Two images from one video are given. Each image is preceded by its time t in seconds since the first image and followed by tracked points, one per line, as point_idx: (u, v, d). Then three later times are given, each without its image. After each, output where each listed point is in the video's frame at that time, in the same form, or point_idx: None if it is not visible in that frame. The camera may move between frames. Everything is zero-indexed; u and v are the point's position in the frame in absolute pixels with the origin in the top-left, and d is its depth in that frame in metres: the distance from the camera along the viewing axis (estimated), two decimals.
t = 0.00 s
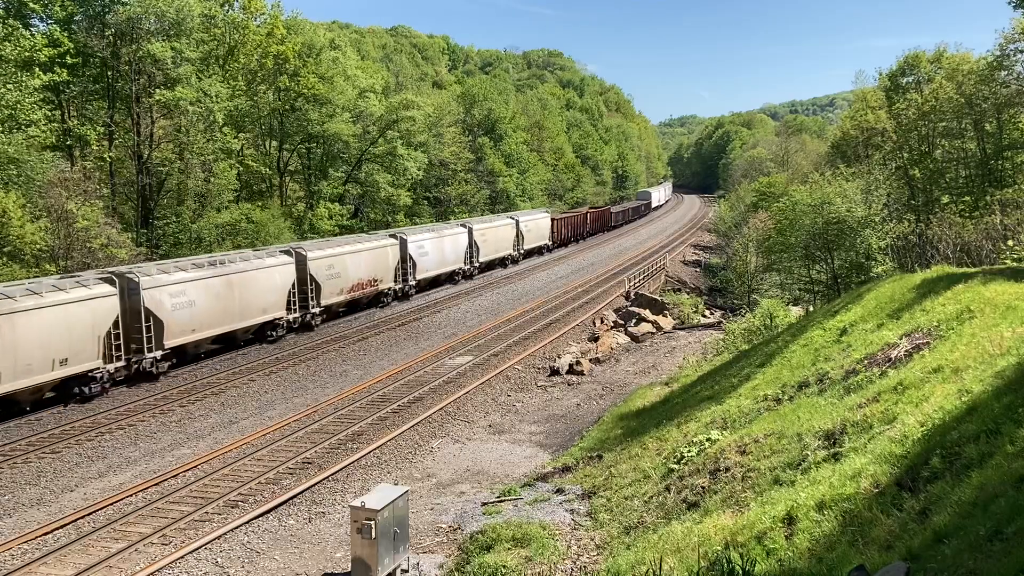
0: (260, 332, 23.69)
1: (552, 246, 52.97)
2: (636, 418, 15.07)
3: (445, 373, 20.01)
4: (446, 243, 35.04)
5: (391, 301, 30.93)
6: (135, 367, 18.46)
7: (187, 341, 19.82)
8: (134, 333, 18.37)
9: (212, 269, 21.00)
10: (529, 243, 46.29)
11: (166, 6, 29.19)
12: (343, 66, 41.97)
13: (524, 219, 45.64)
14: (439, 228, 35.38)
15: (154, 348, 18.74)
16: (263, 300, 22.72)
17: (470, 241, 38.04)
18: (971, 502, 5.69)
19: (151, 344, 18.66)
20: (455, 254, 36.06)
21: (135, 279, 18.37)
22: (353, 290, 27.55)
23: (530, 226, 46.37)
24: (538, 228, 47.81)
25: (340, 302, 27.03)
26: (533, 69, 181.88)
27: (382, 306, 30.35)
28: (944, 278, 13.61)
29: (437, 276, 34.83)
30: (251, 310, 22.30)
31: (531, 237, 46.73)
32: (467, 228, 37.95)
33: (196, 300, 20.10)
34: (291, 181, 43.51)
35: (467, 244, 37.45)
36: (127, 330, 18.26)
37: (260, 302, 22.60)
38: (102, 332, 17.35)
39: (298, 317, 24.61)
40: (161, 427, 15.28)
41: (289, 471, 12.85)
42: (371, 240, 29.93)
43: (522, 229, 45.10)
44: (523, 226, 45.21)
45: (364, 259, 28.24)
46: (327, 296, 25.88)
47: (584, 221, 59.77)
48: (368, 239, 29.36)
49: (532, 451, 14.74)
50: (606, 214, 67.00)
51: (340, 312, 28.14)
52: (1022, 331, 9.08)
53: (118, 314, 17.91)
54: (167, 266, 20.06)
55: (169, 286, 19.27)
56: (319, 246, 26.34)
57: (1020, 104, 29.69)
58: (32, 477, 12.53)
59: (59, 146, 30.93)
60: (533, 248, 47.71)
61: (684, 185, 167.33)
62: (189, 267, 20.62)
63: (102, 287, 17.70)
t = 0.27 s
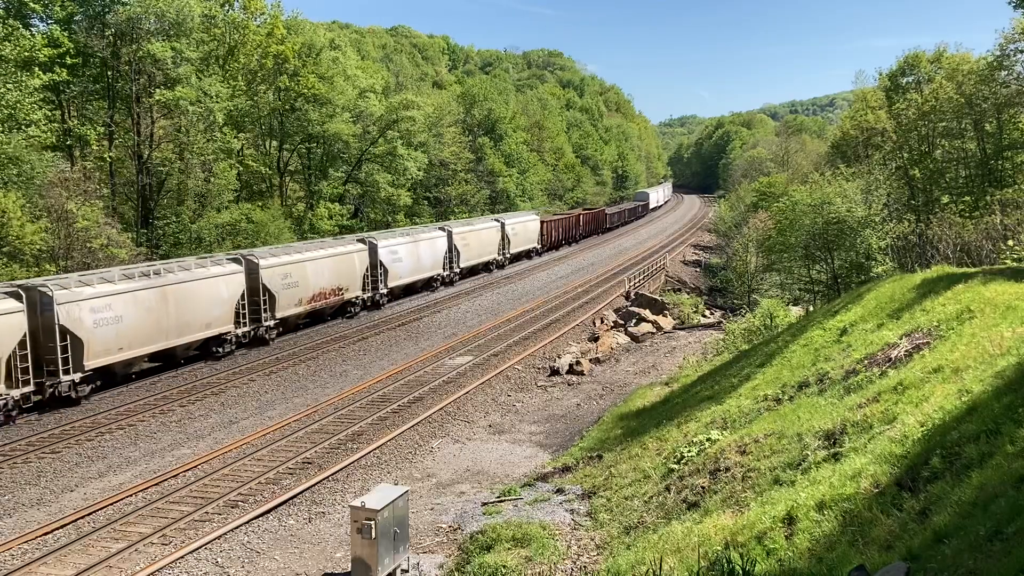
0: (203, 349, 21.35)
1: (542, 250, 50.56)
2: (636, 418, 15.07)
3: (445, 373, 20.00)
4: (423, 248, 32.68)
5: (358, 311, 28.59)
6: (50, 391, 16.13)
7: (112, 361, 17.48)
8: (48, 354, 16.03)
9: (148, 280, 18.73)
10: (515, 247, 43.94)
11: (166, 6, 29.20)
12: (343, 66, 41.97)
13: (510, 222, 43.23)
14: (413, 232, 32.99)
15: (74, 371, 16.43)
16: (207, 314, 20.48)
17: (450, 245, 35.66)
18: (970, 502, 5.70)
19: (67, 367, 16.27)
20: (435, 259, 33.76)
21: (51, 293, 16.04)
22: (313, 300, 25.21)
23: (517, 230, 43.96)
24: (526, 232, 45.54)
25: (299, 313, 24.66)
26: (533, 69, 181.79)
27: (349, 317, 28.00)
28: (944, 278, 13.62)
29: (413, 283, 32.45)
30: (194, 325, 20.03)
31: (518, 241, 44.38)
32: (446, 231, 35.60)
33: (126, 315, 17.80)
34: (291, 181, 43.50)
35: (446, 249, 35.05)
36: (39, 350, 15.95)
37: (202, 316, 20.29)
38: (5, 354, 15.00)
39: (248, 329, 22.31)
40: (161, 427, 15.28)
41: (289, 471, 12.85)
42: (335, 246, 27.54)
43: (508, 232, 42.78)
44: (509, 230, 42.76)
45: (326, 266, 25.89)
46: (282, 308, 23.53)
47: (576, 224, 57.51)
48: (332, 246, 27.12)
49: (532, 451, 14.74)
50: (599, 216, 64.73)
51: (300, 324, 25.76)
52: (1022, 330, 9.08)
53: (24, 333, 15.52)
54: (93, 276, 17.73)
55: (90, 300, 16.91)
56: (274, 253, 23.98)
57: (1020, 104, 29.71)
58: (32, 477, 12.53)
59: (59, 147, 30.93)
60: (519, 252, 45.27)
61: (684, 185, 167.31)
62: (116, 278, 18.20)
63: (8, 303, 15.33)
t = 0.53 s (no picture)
0: (135, 368, 19.12)
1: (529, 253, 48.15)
2: (636, 418, 15.07)
3: (445, 373, 20.01)
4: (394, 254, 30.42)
5: (320, 323, 26.36)
6: None
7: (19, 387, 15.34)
8: None
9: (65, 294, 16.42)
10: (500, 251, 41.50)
11: (166, 6, 29.19)
12: (343, 66, 41.97)
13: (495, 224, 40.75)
14: (384, 236, 30.68)
15: None
16: (137, 330, 18.24)
17: (426, 250, 33.38)
18: (971, 502, 5.69)
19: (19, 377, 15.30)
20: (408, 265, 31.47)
21: None
22: (266, 312, 23.02)
23: (501, 233, 41.47)
24: (512, 235, 43.16)
25: (249, 327, 22.43)
26: (533, 69, 181.83)
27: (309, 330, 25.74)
28: (944, 278, 13.62)
29: (384, 291, 30.17)
30: (120, 343, 17.76)
31: (503, 245, 41.92)
32: (423, 234, 33.35)
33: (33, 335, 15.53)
34: (291, 181, 43.48)
35: (422, 254, 32.76)
36: None
37: (133, 333, 18.09)
38: None
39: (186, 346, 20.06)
40: (161, 427, 15.28)
41: (289, 471, 12.85)
42: (293, 252, 25.27)
43: (492, 235, 40.36)
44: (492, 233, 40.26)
45: (282, 275, 23.76)
46: (228, 322, 21.29)
47: (567, 224, 55.28)
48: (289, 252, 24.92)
49: (532, 451, 14.74)
50: (592, 217, 62.42)
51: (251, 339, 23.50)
52: (1022, 330, 9.08)
53: None
54: None
55: None
56: (221, 261, 21.78)
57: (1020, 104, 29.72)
58: (32, 477, 12.53)
59: (59, 147, 30.93)
60: (503, 257, 42.75)
61: (684, 185, 167.30)
62: (24, 293, 15.84)
63: None
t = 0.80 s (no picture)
0: (49, 394, 16.62)
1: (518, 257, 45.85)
2: (636, 418, 15.06)
3: (445, 373, 20.01)
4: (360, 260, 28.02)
5: (275, 337, 23.99)
6: None
7: None
8: None
9: None
10: (483, 255, 39.10)
11: (166, 6, 29.20)
12: (343, 66, 41.96)
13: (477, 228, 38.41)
14: (351, 241, 28.33)
15: None
16: (49, 350, 15.87)
17: (399, 256, 31.09)
18: (970, 502, 5.69)
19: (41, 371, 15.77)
20: (377, 272, 29.09)
21: None
22: (210, 326, 20.78)
23: (484, 237, 39.10)
24: (497, 238, 40.79)
25: (189, 343, 20.16)
26: (533, 69, 181.85)
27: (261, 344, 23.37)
28: (944, 278, 13.63)
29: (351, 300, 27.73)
30: (26, 366, 15.35)
31: (486, 249, 39.54)
32: (394, 239, 30.85)
33: None
34: (291, 181, 43.47)
35: (394, 259, 30.43)
36: None
37: (44, 353, 15.73)
38: None
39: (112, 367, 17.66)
40: (161, 427, 15.28)
41: (289, 471, 12.85)
42: (243, 259, 22.96)
43: (474, 239, 37.96)
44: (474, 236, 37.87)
45: (228, 285, 21.49)
46: (163, 338, 19.01)
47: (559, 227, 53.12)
48: (237, 259, 22.55)
49: (532, 451, 14.74)
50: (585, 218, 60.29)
51: (194, 355, 21.18)
52: (1022, 330, 9.08)
53: None
54: None
55: None
56: (156, 270, 19.47)
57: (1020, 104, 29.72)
58: (32, 477, 12.53)
59: (59, 146, 30.92)
60: (487, 261, 40.25)
61: (684, 185, 167.31)
62: None
63: None
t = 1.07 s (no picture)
0: None
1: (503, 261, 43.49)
2: (636, 418, 15.07)
3: (445, 373, 20.01)
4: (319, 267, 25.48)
5: (221, 352, 21.55)
6: None
7: None
8: None
9: None
10: (463, 260, 36.79)
11: (166, 6, 29.20)
12: (343, 66, 41.95)
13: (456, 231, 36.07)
14: (312, 247, 25.95)
15: None
16: None
17: (367, 261, 28.68)
18: (970, 502, 5.70)
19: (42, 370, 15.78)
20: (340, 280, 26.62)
21: None
22: (141, 343, 18.25)
23: (464, 240, 36.79)
24: (478, 243, 38.50)
25: (116, 364, 17.68)
26: (533, 69, 181.86)
27: (205, 362, 21.02)
28: (944, 278, 13.63)
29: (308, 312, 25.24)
30: None
31: (467, 253, 37.25)
32: (360, 244, 28.46)
33: None
34: (291, 181, 43.46)
35: (361, 266, 28.04)
36: None
37: None
38: None
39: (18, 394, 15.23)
40: (161, 427, 15.28)
41: (288, 471, 12.85)
42: (186, 268, 20.54)
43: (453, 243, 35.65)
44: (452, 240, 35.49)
45: (164, 297, 19.02)
46: (82, 359, 16.49)
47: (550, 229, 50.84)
48: (172, 268, 19.96)
49: (532, 451, 14.74)
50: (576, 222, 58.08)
51: (123, 377, 18.68)
52: (1022, 330, 9.08)
53: None
54: None
55: None
56: (75, 282, 16.94)
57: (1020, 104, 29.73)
58: (32, 477, 12.53)
59: (59, 147, 30.92)
60: (468, 266, 37.86)
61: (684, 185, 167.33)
62: None
63: None
